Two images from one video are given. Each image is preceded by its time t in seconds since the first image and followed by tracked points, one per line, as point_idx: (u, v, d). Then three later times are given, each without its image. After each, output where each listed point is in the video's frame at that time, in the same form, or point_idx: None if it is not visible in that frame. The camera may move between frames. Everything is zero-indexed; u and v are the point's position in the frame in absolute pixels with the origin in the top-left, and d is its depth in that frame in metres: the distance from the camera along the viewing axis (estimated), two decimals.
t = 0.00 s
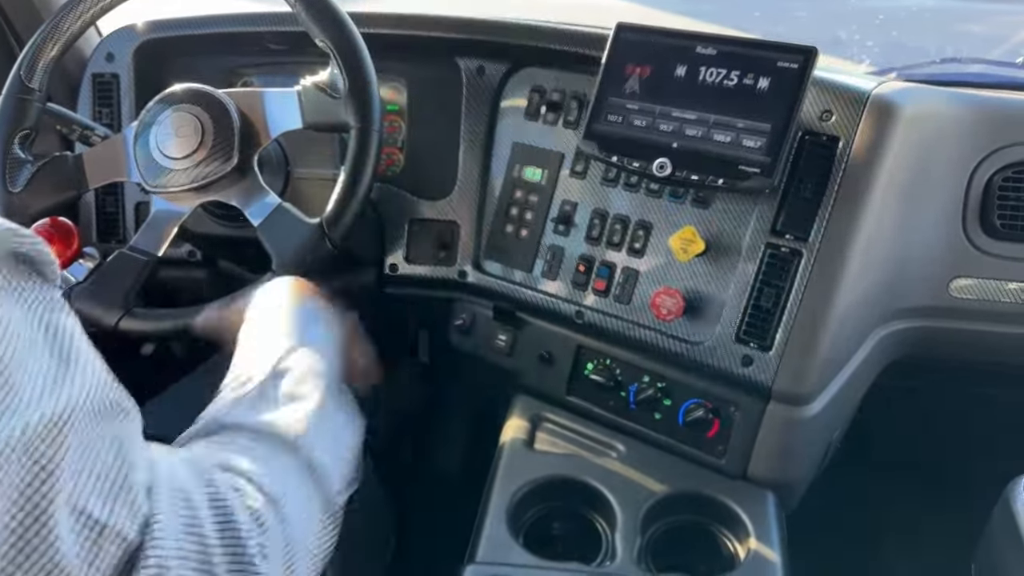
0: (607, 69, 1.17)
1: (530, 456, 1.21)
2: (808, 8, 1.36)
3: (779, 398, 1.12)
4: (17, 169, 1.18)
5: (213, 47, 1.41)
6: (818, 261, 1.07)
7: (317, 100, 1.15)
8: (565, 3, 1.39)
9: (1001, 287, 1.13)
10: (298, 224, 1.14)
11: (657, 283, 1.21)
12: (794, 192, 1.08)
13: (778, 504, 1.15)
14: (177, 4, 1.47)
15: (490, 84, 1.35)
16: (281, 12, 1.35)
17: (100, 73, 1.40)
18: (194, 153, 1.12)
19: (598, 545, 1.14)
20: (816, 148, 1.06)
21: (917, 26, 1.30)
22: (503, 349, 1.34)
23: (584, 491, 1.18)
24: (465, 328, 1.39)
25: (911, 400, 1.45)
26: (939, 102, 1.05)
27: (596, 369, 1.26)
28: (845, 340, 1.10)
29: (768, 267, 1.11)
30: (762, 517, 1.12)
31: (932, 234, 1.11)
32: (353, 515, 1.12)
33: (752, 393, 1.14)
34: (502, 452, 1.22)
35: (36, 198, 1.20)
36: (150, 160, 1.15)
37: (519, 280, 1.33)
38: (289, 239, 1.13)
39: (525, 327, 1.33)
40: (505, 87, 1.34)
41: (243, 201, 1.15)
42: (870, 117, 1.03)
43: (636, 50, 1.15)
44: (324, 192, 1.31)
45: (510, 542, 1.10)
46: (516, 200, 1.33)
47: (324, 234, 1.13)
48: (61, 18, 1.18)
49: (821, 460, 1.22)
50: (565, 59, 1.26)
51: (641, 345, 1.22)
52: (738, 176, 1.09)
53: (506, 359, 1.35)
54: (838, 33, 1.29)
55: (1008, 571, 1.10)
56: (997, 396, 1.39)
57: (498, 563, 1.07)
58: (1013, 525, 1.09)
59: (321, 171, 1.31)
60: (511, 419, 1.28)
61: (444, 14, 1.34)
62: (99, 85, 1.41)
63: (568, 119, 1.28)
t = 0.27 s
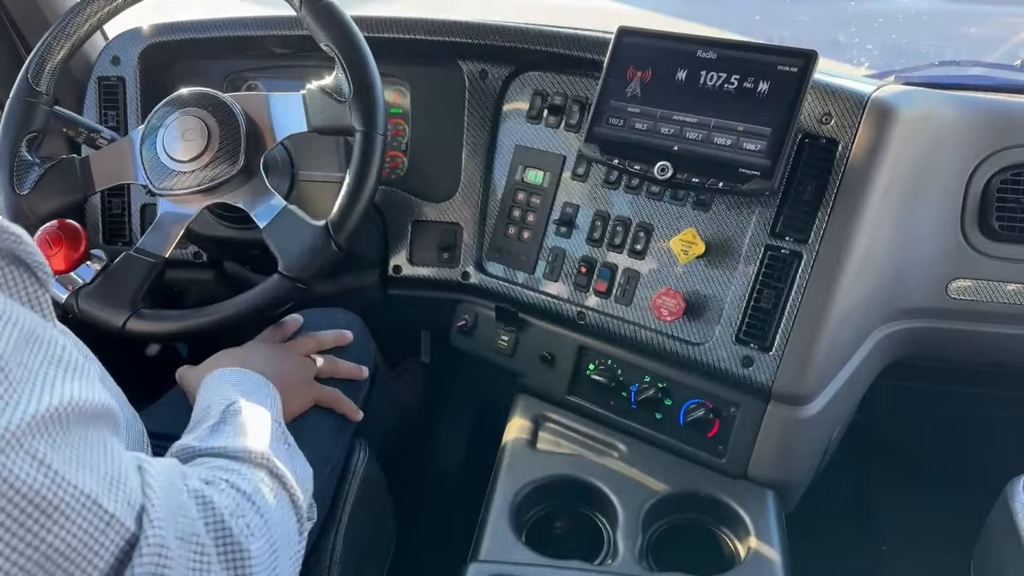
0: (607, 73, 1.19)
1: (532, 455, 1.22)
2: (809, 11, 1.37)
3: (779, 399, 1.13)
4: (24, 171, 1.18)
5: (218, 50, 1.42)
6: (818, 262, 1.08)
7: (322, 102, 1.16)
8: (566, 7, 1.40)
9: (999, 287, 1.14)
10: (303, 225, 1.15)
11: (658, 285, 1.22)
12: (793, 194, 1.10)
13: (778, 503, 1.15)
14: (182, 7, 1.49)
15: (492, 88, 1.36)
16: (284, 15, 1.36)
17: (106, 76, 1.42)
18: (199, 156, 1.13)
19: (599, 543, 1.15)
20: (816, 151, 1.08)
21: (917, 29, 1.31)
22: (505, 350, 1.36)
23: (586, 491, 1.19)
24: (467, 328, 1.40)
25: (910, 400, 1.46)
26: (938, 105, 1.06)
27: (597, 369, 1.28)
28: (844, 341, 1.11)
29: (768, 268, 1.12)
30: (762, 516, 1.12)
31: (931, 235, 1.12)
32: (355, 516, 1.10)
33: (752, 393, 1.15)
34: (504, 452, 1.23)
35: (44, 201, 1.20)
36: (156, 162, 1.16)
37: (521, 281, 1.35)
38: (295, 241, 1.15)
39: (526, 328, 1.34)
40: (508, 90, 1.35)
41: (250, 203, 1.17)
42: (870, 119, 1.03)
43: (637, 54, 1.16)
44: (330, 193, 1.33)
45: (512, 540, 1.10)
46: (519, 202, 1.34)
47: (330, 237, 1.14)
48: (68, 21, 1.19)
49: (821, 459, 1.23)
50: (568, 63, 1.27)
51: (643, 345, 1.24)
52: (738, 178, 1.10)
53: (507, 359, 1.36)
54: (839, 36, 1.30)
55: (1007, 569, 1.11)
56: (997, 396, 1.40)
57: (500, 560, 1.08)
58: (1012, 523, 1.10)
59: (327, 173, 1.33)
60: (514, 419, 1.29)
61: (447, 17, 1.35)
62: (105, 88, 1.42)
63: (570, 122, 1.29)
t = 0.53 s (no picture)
0: (607, 73, 1.19)
1: (532, 455, 1.22)
2: (809, 12, 1.37)
3: (779, 398, 1.13)
4: (24, 172, 1.18)
5: (219, 51, 1.42)
6: (818, 263, 1.08)
7: (323, 102, 1.16)
8: (566, 7, 1.41)
9: (999, 287, 1.15)
10: (304, 225, 1.15)
11: (659, 285, 1.22)
12: (793, 194, 1.10)
13: (778, 503, 1.15)
14: (182, 7, 1.49)
15: (492, 88, 1.36)
16: (284, 15, 1.37)
17: (106, 77, 1.42)
18: (199, 156, 1.14)
19: (600, 543, 1.15)
20: (816, 151, 1.08)
21: (917, 29, 1.31)
22: (505, 349, 1.36)
23: (586, 491, 1.19)
24: (467, 328, 1.41)
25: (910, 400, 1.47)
26: (938, 105, 1.06)
27: (597, 369, 1.28)
28: (844, 340, 1.12)
29: (768, 268, 1.12)
30: (762, 516, 1.13)
31: (931, 235, 1.12)
32: (355, 517, 1.10)
33: (753, 393, 1.15)
34: (504, 452, 1.23)
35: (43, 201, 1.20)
36: (156, 162, 1.16)
37: (521, 281, 1.35)
38: (295, 241, 1.15)
39: (527, 329, 1.35)
40: (507, 90, 1.36)
41: (250, 203, 1.17)
42: (870, 119, 1.04)
43: (637, 54, 1.17)
44: (330, 193, 1.33)
45: (512, 540, 1.10)
46: (519, 202, 1.34)
47: (330, 237, 1.15)
48: (69, 22, 1.19)
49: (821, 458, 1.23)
50: (568, 63, 1.27)
51: (643, 345, 1.24)
52: (738, 178, 1.10)
53: (507, 359, 1.36)
54: (838, 36, 1.30)
55: (1006, 568, 1.11)
56: (996, 396, 1.40)
57: (501, 560, 1.08)
58: (1011, 522, 1.10)
59: (327, 173, 1.33)
60: (514, 419, 1.29)
61: (448, 17, 1.35)
62: (106, 88, 1.42)
63: (570, 122, 1.30)
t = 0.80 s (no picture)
0: (608, 72, 1.19)
1: (532, 455, 1.22)
2: (809, 12, 1.37)
3: (779, 398, 1.13)
4: (25, 172, 1.18)
5: (219, 50, 1.42)
6: (818, 262, 1.08)
7: (324, 102, 1.16)
8: (566, 7, 1.41)
9: (999, 287, 1.15)
10: (304, 225, 1.15)
11: (659, 285, 1.22)
12: (794, 194, 1.10)
13: (779, 502, 1.15)
14: (182, 7, 1.49)
15: (493, 87, 1.36)
16: (284, 15, 1.37)
17: (106, 77, 1.42)
18: (200, 156, 1.13)
19: (600, 542, 1.15)
20: (816, 150, 1.08)
21: (917, 29, 1.31)
22: (505, 349, 1.36)
23: (586, 490, 1.19)
24: (467, 328, 1.41)
25: (911, 399, 1.47)
26: (939, 104, 1.06)
27: (597, 369, 1.28)
28: (844, 340, 1.12)
29: (768, 268, 1.12)
30: (763, 515, 1.12)
31: (931, 234, 1.12)
32: (356, 517, 1.10)
33: (753, 392, 1.15)
34: (505, 451, 1.23)
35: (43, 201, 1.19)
36: (157, 162, 1.16)
37: (521, 281, 1.35)
38: (295, 240, 1.15)
39: (527, 329, 1.35)
40: (508, 90, 1.36)
41: (250, 203, 1.17)
42: (871, 119, 1.04)
43: (637, 54, 1.17)
44: (330, 192, 1.33)
45: (513, 540, 1.10)
46: (519, 202, 1.34)
47: (331, 237, 1.15)
48: (70, 20, 1.19)
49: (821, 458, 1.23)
50: (569, 63, 1.27)
51: (643, 345, 1.24)
52: (739, 178, 1.10)
53: (507, 359, 1.36)
54: (839, 36, 1.30)
55: (1007, 568, 1.11)
56: (996, 396, 1.40)
57: (501, 560, 1.08)
58: (1011, 521, 1.10)
59: (327, 173, 1.33)
60: (514, 418, 1.29)
61: (448, 17, 1.35)
62: (106, 88, 1.42)
63: (570, 122, 1.30)
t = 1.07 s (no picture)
0: (607, 73, 1.19)
1: (531, 455, 1.23)
2: (808, 12, 1.37)
3: (778, 398, 1.13)
4: (24, 172, 1.18)
5: (218, 51, 1.42)
6: (817, 261, 1.08)
7: (323, 102, 1.16)
8: (565, 8, 1.41)
9: (998, 287, 1.15)
10: (304, 225, 1.15)
11: (658, 285, 1.22)
12: (793, 194, 1.10)
13: (778, 502, 1.15)
14: (181, 7, 1.49)
15: (493, 87, 1.36)
16: (283, 15, 1.37)
17: (106, 77, 1.42)
18: (199, 156, 1.13)
19: (599, 543, 1.15)
20: (815, 150, 1.08)
21: (917, 29, 1.31)
22: (505, 349, 1.36)
23: (586, 490, 1.19)
24: (467, 328, 1.41)
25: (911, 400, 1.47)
26: (938, 104, 1.06)
27: (597, 369, 1.28)
28: (844, 340, 1.12)
29: (767, 268, 1.12)
30: (762, 515, 1.12)
31: (930, 235, 1.12)
32: (356, 517, 1.10)
33: (752, 392, 1.15)
34: (504, 452, 1.24)
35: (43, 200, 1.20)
36: (156, 162, 1.16)
37: (520, 281, 1.35)
38: (295, 240, 1.15)
39: (527, 328, 1.35)
40: (507, 90, 1.36)
41: (250, 203, 1.17)
42: (870, 119, 1.04)
43: (636, 54, 1.17)
44: (331, 193, 1.33)
45: (512, 540, 1.10)
46: (519, 202, 1.34)
47: (330, 237, 1.15)
48: (69, 21, 1.19)
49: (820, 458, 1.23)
50: (568, 63, 1.27)
51: (643, 345, 1.24)
52: (738, 177, 1.10)
53: (507, 359, 1.36)
54: (838, 37, 1.30)
55: (1006, 568, 1.12)
56: (996, 396, 1.40)
57: (500, 560, 1.08)
58: (1011, 521, 1.10)
59: (327, 173, 1.33)
60: (513, 419, 1.29)
61: (448, 17, 1.35)
62: (106, 88, 1.42)
63: (569, 122, 1.30)
